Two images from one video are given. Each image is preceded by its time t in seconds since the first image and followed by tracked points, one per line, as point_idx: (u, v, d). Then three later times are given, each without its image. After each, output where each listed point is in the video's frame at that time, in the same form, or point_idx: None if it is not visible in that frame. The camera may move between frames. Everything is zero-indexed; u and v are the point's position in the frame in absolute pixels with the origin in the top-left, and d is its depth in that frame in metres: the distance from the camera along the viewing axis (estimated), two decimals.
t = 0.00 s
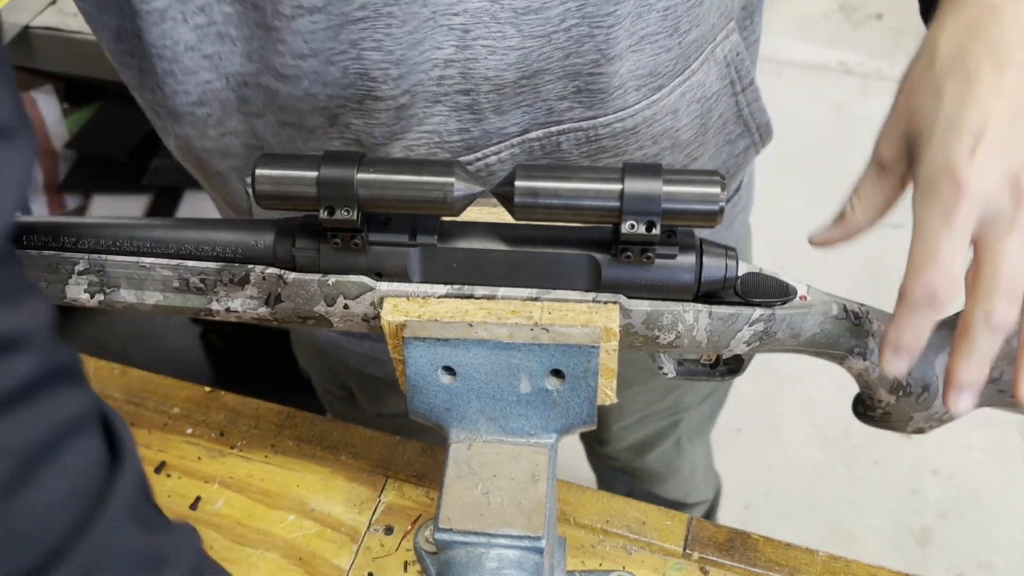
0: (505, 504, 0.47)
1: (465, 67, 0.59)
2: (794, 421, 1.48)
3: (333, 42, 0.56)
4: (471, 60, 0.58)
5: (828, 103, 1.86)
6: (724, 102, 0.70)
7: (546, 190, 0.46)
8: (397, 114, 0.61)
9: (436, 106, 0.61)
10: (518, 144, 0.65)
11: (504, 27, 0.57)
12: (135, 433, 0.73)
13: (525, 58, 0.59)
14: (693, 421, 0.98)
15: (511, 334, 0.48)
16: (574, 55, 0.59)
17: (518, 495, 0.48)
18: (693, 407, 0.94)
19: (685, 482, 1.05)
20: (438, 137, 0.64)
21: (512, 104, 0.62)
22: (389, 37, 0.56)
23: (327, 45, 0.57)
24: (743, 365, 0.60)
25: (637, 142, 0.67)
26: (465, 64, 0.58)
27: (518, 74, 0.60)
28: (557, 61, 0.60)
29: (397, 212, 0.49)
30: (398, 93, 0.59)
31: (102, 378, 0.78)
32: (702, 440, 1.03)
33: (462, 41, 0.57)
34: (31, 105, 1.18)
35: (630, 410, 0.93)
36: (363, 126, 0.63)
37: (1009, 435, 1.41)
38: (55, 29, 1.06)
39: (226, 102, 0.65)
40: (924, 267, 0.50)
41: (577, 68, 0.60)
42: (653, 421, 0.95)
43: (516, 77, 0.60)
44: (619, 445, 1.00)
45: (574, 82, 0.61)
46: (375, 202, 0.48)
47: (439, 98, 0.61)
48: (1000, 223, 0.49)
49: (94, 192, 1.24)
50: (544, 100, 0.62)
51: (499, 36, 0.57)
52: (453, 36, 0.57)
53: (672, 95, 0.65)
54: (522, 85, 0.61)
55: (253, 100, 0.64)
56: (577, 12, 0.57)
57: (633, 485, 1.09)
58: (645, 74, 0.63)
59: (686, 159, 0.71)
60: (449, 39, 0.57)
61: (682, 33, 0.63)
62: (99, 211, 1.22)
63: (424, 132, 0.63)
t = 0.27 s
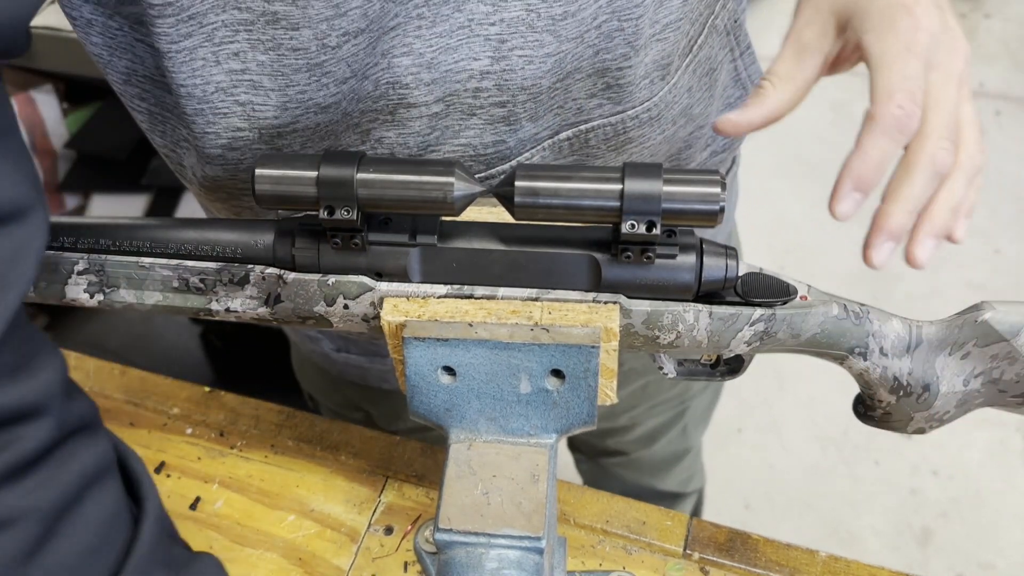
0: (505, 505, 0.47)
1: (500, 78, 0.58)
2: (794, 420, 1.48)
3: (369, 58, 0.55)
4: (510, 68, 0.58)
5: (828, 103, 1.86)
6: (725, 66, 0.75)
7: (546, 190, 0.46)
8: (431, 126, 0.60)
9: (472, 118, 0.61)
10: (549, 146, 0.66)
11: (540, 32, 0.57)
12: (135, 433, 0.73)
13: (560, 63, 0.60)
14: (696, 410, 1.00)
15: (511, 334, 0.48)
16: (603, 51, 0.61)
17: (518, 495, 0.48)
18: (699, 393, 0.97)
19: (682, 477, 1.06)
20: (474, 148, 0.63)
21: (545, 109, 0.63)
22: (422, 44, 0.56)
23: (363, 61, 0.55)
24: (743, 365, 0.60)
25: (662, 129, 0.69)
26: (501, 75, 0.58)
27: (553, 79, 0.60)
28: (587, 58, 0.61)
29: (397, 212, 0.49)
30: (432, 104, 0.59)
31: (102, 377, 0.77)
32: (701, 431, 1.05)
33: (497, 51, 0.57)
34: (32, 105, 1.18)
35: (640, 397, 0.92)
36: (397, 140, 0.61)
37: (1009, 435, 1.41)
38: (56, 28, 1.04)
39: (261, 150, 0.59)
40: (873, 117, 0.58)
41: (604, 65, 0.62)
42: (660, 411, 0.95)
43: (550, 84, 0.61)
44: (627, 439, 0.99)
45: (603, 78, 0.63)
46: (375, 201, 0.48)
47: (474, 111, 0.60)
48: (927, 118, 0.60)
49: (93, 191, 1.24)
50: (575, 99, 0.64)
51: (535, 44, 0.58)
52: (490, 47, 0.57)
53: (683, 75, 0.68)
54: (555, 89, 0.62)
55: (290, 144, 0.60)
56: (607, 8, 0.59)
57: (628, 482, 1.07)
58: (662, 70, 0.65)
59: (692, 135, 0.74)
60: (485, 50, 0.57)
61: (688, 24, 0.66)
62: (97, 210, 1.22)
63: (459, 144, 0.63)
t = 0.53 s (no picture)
0: (505, 504, 0.47)
1: (496, 86, 0.59)
2: (794, 421, 1.48)
3: (362, 61, 0.55)
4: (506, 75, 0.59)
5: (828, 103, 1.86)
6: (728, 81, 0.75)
7: (546, 190, 0.46)
8: (428, 133, 0.61)
9: (468, 124, 0.62)
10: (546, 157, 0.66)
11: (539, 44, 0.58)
12: (135, 433, 0.73)
13: (558, 74, 0.60)
14: (692, 404, 1.01)
15: (511, 334, 0.48)
16: (605, 69, 0.61)
17: (518, 495, 0.48)
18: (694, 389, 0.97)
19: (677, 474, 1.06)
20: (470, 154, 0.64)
21: (543, 120, 0.63)
22: (420, 54, 0.56)
23: (355, 65, 0.55)
24: (743, 365, 0.60)
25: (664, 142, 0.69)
26: (497, 82, 0.59)
27: (551, 90, 0.61)
28: (588, 74, 0.61)
29: (397, 212, 0.49)
30: (429, 110, 0.59)
31: (101, 377, 0.77)
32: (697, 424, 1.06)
33: (494, 59, 0.58)
34: (31, 105, 1.17)
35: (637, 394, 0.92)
36: (391, 146, 0.62)
37: (1009, 435, 1.42)
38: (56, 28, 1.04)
39: (254, 130, 0.60)
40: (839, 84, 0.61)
41: (607, 83, 0.62)
42: (656, 406, 0.96)
43: (547, 95, 0.61)
44: (624, 431, 0.99)
45: (605, 96, 0.63)
46: (375, 201, 0.48)
47: (471, 116, 0.61)
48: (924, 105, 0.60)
49: (92, 191, 1.24)
50: (576, 115, 0.64)
51: (532, 54, 0.58)
52: (486, 55, 0.58)
53: (686, 91, 0.68)
54: (554, 100, 0.62)
55: (280, 129, 0.60)
56: (610, 26, 0.59)
57: (628, 477, 1.07)
58: (662, 87, 0.66)
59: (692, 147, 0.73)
60: (482, 58, 0.58)
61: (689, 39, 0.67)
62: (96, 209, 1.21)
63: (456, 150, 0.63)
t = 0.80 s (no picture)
0: (505, 504, 0.47)
1: (479, 81, 0.62)
2: (794, 421, 1.48)
3: (345, 58, 0.59)
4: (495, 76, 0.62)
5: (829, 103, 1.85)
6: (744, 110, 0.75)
7: (546, 190, 0.46)
8: (414, 128, 0.65)
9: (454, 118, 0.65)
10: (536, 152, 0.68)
11: (521, 44, 0.60)
12: (134, 433, 0.73)
13: (542, 68, 0.62)
14: (693, 407, 1.00)
15: (511, 334, 0.48)
16: (591, 68, 0.63)
17: (518, 496, 0.48)
18: (696, 391, 0.96)
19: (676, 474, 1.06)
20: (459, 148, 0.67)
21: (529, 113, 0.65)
22: (402, 54, 0.59)
23: (341, 59, 0.59)
24: (743, 366, 0.60)
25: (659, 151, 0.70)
26: (482, 78, 0.62)
27: (535, 84, 0.63)
28: (574, 73, 0.63)
29: (397, 212, 0.49)
30: (415, 109, 0.63)
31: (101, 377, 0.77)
32: (699, 428, 1.05)
33: (479, 59, 0.61)
34: (31, 105, 1.17)
35: (638, 396, 0.92)
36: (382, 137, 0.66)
37: (1009, 435, 1.42)
38: (56, 28, 1.04)
39: (244, 108, 0.67)
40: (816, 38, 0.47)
41: (593, 81, 0.64)
42: (656, 408, 0.95)
43: (531, 88, 0.63)
44: (626, 430, 0.98)
45: (593, 94, 0.65)
46: (375, 201, 0.48)
47: (456, 111, 0.64)
48: (896, 118, 0.46)
49: (92, 191, 1.24)
50: (563, 112, 0.66)
51: (515, 51, 0.60)
52: (470, 55, 0.60)
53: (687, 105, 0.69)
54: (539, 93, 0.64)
55: (269, 102, 0.67)
56: (595, 27, 0.60)
57: (629, 478, 1.07)
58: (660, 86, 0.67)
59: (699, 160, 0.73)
60: (466, 59, 0.61)
61: (697, 48, 0.67)
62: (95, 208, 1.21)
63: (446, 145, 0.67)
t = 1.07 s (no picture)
0: (505, 504, 0.47)
1: (473, 61, 0.64)
2: (794, 421, 1.48)
3: (341, 24, 0.61)
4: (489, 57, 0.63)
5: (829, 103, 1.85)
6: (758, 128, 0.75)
7: (546, 190, 0.46)
8: (405, 102, 0.67)
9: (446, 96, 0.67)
10: (527, 139, 0.70)
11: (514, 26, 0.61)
12: (134, 433, 0.73)
13: (535, 52, 0.63)
14: (689, 422, 0.99)
15: (511, 334, 0.49)
16: (586, 56, 0.64)
17: (518, 496, 0.48)
18: (692, 406, 0.95)
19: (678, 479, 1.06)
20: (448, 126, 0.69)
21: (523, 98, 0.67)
22: (396, 25, 0.61)
23: (335, 26, 0.61)
24: (743, 366, 0.61)
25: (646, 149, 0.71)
26: (475, 58, 0.64)
27: (528, 68, 0.64)
28: (568, 62, 0.64)
29: (398, 212, 0.49)
30: (407, 83, 0.65)
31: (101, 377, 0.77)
32: (695, 442, 1.05)
33: (473, 38, 0.62)
34: (31, 105, 1.17)
35: (634, 407, 0.91)
36: (372, 110, 0.68)
37: (1009, 435, 1.42)
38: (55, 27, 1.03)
39: (246, 63, 0.68)
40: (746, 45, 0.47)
41: (587, 71, 0.65)
42: (652, 420, 0.95)
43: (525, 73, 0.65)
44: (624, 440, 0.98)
45: (585, 84, 0.66)
46: (375, 201, 0.48)
47: (449, 89, 0.66)
48: (781, 134, 0.43)
49: (93, 190, 1.24)
50: (553, 100, 0.67)
51: (510, 34, 0.62)
52: (465, 34, 0.62)
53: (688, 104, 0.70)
54: (532, 78, 0.65)
55: (271, 63, 0.68)
56: (590, 15, 0.61)
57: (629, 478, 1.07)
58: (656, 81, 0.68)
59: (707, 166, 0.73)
60: (460, 37, 0.62)
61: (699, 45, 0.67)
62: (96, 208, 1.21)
63: (435, 123, 0.69)
